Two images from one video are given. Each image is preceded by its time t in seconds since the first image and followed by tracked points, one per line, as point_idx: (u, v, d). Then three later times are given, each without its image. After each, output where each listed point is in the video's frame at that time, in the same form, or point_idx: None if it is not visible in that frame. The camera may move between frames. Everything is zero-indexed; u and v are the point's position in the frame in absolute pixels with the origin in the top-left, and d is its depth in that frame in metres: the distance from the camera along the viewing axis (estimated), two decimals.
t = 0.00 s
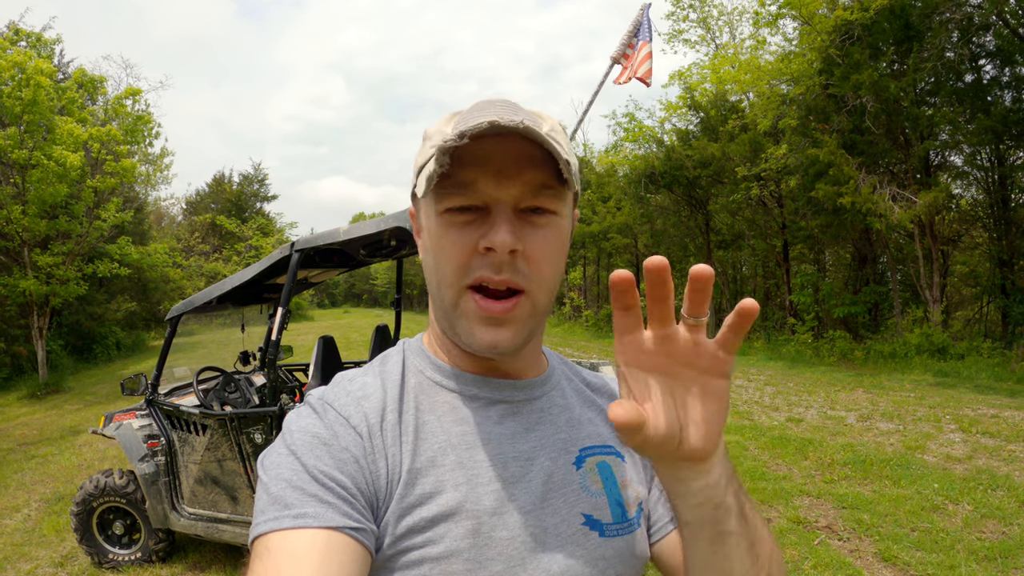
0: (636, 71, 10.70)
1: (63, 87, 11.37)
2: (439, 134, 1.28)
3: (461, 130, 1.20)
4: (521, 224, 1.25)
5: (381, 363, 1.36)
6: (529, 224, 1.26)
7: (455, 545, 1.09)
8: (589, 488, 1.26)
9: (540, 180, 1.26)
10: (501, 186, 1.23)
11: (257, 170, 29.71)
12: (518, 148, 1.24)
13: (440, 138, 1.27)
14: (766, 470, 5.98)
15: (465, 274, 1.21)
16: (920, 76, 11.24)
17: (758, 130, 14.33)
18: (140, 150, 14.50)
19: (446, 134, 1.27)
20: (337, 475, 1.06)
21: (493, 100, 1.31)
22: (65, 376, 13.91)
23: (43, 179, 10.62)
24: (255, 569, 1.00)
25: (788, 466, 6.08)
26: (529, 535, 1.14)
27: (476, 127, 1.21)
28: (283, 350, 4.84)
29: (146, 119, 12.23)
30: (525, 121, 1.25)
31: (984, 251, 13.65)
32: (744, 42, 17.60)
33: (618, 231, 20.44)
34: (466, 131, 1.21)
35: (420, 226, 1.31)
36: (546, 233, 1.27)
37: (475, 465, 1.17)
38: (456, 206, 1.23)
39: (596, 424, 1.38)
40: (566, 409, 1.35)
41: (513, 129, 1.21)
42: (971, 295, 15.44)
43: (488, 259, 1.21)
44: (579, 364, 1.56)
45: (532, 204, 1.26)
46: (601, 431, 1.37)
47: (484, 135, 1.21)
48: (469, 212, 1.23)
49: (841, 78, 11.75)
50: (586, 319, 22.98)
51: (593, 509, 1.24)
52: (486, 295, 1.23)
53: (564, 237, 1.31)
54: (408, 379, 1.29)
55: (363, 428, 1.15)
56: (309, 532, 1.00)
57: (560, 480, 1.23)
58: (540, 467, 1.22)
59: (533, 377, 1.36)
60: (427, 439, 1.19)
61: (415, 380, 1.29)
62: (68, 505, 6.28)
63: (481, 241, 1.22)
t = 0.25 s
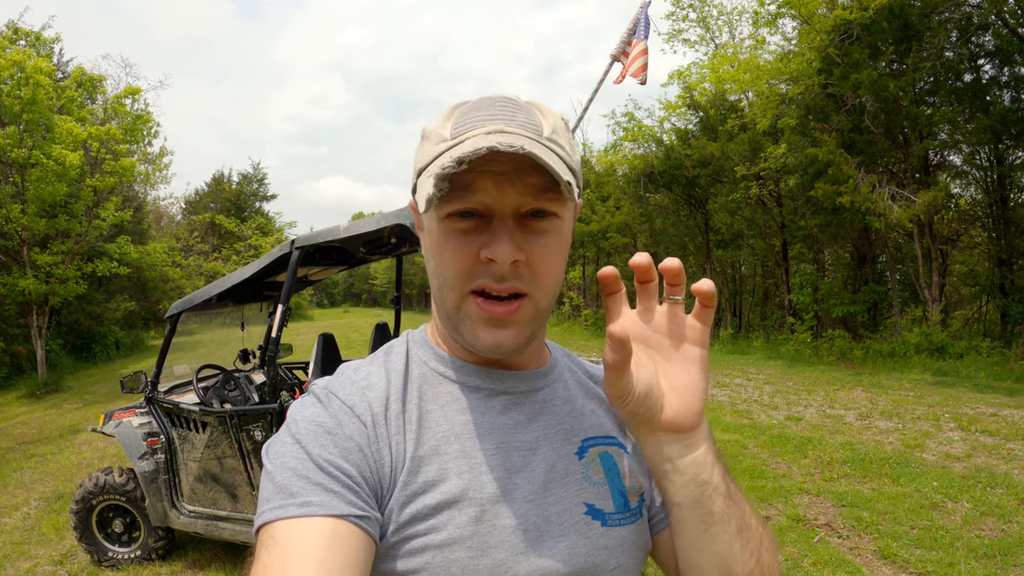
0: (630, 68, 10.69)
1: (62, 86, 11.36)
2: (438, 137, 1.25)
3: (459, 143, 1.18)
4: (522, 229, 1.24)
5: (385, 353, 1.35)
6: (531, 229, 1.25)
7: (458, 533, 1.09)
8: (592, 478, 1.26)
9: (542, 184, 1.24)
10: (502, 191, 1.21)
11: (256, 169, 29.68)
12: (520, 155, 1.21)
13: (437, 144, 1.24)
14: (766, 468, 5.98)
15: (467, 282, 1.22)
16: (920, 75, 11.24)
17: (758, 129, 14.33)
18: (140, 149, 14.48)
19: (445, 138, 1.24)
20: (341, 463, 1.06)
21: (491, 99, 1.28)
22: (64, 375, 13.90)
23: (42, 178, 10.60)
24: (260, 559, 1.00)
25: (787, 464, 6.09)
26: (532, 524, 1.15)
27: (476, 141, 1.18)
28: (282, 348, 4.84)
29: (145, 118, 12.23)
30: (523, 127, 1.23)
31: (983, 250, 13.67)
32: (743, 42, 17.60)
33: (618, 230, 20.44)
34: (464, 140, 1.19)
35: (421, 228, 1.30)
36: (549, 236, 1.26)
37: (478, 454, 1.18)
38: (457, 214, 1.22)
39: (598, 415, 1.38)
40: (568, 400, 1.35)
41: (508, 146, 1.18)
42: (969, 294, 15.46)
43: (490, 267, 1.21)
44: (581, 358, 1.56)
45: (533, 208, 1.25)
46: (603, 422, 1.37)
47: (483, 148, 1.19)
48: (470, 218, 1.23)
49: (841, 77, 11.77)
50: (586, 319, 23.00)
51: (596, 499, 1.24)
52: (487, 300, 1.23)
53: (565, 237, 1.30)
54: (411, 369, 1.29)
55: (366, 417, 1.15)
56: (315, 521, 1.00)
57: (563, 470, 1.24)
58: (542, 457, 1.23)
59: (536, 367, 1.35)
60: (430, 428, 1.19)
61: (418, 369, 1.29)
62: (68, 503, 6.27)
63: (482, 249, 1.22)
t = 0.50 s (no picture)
0: (632, 67, 10.69)
1: (61, 85, 11.35)
2: (442, 123, 1.26)
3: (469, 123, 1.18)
4: (527, 212, 1.25)
5: (383, 347, 1.36)
6: (536, 211, 1.26)
7: (454, 526, 1.09)
8: (589, 472, 1.26)
9: (547, 167, 1.25)
10: (508, 173, 1.22)
11: (255, 168, 29.65)
12: (526, 139, 1.23)
13: (442, 129, 1.25)
14: (765, 467, 5.98)
15: (474, 263, 1.22)
16: (919, 75, 11.23)
17: (758, 129, 14.32)
18: (139, 148, 14.47)
19: (450, 123, 1.25)
20: (337, 456, 1.06)
21: (493, 87, 1.29)
22: (63, 375, 13.88)
23: (41, 177, 10.60)
24: (256, 554, 0.99)
25: (786, 463, 6.09)
26: (529, 518, 1.15)
27: (485, 120, 1.19)
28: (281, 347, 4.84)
29: (144, 117, 12.22)
30: (529, 110, 1.24)
31: (983, 250, 13.68)
32: (743, 42, 17.59)
33: (617, 230, 20.45)
34: (473, 122, 1.20)
35: (424, 215, 1.30)
36: (553, 219, 1.28)
37: (476, 447, 1.18)
38: (465, 197, 1.22)
39: (595, 410, 1.38)
40: (566, 395, 1.35)
41: (521, 125, 1.20)
42: (968, 294, 15.47)
43: (498, 249, 1.21)
44: (580, 352, 1.56)
45: (539, 191, 1.26)
46: (601, 416, 1.37)
47: (495, 127, 1.19)
48: (475, 201, 1.23)
49: (840, 77, 11.79)
50: (585, 318, 23.00)
51: (593, 493, 1.24)
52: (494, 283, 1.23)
53: (567, 222, 1.32)
54: (409, 363, 1.29)
55: (363, 411, 1.15)
56: (311, 515, 0.99)
57: (560, 465, 1.24)
58: (539, 451, 1.23)
59: (533, 362, 1.36)
60: (427, 422, 1.19)
61: (416, 364, 1.29)
62: (67, 502, 6.27)
63: (490, 230, 1.22)
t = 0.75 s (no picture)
0: (637, 70, 10.72)
1: (61, 85, 11.34)
2: (453, 115, 1.26)
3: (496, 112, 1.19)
4: (540, 204, 1.27)
5: (379, 346, 1.36)
6: (546, 203, 1.28)
7: (451, 524, 1.10)
8: (586, 469, 1.26)
9: (558, 159, 1.28)
10: (524, 164, 1.24)
11: (255, 168, 29.65)
12: (540, 131, 1.25)
13: (458, 119, 1.24)
14: (765, 467, 5.97)
15: (489, 252, 1.22)
16: (919, 75, 11.23)
17: (758, 129, 14.31)
18: (139, 148, 14.46)
19: (461, 116, 1.25)
20: (334, 456, 1.05)
21: (500, 83, 1.31)
22: (63, 374, 13.89)
23: (41, 176, 10.60)
24: (255, 555, 0.98)
25: (786, 463, 6.09)
26: (526, 515, 1.15)
27: (506, 110, 1.20)
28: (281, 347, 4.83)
29: (144, 117, 12.21)
30: (543, 104, 1.26)
31: (983, 251, 13.66)
32: (743, 42, 17.58)
33: (617, 230, 20.45)
34: (495, 112, 1.20)
35: (428, 206, 1.29)
36: (561, 212, 1.30)
37: (473, 445, 1.18)
38: (481, 186, 1.22)
39: (592, 406, 1.38)
40: (562, 391, 1.36)
41: (555, 112, 1.22)
42: (969, 294, 15.46)
43: (513, 238, 1.22)
44: (576, 348, 1.56)
45: (552, 184, 1.28)
46: (598, 413, 1.38)
47: (519, 117, 1.20)
48: (489, 191, 1.23)
49: (840, 77, 11.79)
50: (586, 318, 23.01)
51: (589, 490, 1.24)
52: (508, 272, 1.24)
53: (570, 217, 1.34)
54: (406, 362, 1.29)
55: (359, 409, 1.15)
56: (309, 515, 0.99)
57: (556, 462, 1.24)
58: (536, 448, 1.23)
59: (530, 360, 1.36)
60: (424, 420, 1.19)
61: (413, 363, 1.29)
62: (67, 501, 6.27)
63: (505, 219, 1.23)
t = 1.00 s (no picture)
0: (639, 71, 10.73)
1: (62, 85, 11.36)
2: (446, 117, 1.27)
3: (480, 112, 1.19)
4: (529, 204, 1.27)
5: (379, 345, 1.35)
6: (537, 204, 1.28)
7: (452, 521, 1.10)
8: (586, 467, 1.26)
9: (548, 160, 1.27)
10: (512, 164, 1.23)
11: (256, 168, 29.65)
12: (529, 130, 1.24)
13: (448, 120, 1.25)
14: (765, 467, 5.97)
15: (476, 252, 1.22)
16: (920, 76, 11.22)
17: (758, 129, 14.30)
18: (140, 148, 14.47)
19: (453, 117, 1.26)
20: (336, 454, 1.06)
21: (495, 84, 1.31)
22: (63, 374, 13.89)
23: (42, 176, 10.60)
24: (257, 551, 0.98)
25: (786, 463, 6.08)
26: (526, 512, 1.15)
27: (493, 111, 1.19)
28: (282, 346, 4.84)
29: (145, 117, 12.22)
30: (533, 104, 1.25)
31: (983, 251, 13.65)
32: (744, 42, 17.59)
33: (618, 231, 20.46)
34: (481, 112, 1.20)
35: (424, 206, 1.30)
36: (553, 212, 1.30)
37: (473, 443, 1.18)
38: (469, 186, 1.22)
39: (591, 405, 1.38)
40: (562, 390, 1.36)
41: (532, 112, 1.20)
42: (969, 294, 15.45)
43: (501, 237, 1.22)
44: (575, 348, 1.56)
45: (542, 183, 1.28)
46: (597, 411, 1.38)
47: (502, 117, 1.20)
48: (479, 192, 1.23)
49: (841, 77, 11.78)
50: (586, 319, 23.01)
51: (590, 487, 1.24)
52: (496, 270, 1.24)
53: (565, 216, 1.34)
54: (406, 360, 1.29)
55: (361, 407, 1.15)
56: (310, 513, 0.99)
57: (557, 459, 1.24)
58: (536, 446, 1.23)
59: (529, 358, 1.36)
60: (424, 418, 1.19)
61: (413, 361, 1.29)
62: (68, 501, 6.28)
63: (494, 219, 1.23)
